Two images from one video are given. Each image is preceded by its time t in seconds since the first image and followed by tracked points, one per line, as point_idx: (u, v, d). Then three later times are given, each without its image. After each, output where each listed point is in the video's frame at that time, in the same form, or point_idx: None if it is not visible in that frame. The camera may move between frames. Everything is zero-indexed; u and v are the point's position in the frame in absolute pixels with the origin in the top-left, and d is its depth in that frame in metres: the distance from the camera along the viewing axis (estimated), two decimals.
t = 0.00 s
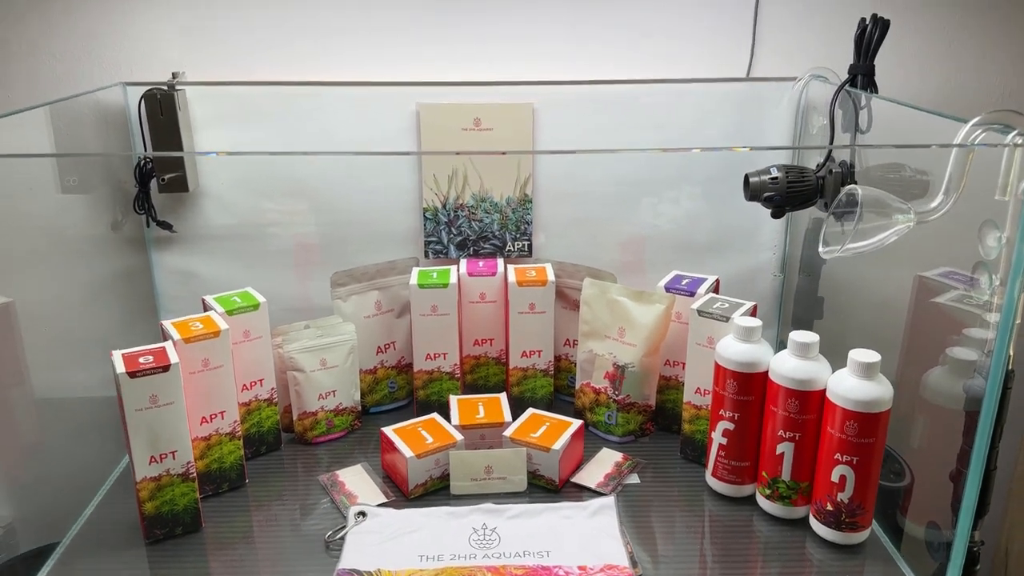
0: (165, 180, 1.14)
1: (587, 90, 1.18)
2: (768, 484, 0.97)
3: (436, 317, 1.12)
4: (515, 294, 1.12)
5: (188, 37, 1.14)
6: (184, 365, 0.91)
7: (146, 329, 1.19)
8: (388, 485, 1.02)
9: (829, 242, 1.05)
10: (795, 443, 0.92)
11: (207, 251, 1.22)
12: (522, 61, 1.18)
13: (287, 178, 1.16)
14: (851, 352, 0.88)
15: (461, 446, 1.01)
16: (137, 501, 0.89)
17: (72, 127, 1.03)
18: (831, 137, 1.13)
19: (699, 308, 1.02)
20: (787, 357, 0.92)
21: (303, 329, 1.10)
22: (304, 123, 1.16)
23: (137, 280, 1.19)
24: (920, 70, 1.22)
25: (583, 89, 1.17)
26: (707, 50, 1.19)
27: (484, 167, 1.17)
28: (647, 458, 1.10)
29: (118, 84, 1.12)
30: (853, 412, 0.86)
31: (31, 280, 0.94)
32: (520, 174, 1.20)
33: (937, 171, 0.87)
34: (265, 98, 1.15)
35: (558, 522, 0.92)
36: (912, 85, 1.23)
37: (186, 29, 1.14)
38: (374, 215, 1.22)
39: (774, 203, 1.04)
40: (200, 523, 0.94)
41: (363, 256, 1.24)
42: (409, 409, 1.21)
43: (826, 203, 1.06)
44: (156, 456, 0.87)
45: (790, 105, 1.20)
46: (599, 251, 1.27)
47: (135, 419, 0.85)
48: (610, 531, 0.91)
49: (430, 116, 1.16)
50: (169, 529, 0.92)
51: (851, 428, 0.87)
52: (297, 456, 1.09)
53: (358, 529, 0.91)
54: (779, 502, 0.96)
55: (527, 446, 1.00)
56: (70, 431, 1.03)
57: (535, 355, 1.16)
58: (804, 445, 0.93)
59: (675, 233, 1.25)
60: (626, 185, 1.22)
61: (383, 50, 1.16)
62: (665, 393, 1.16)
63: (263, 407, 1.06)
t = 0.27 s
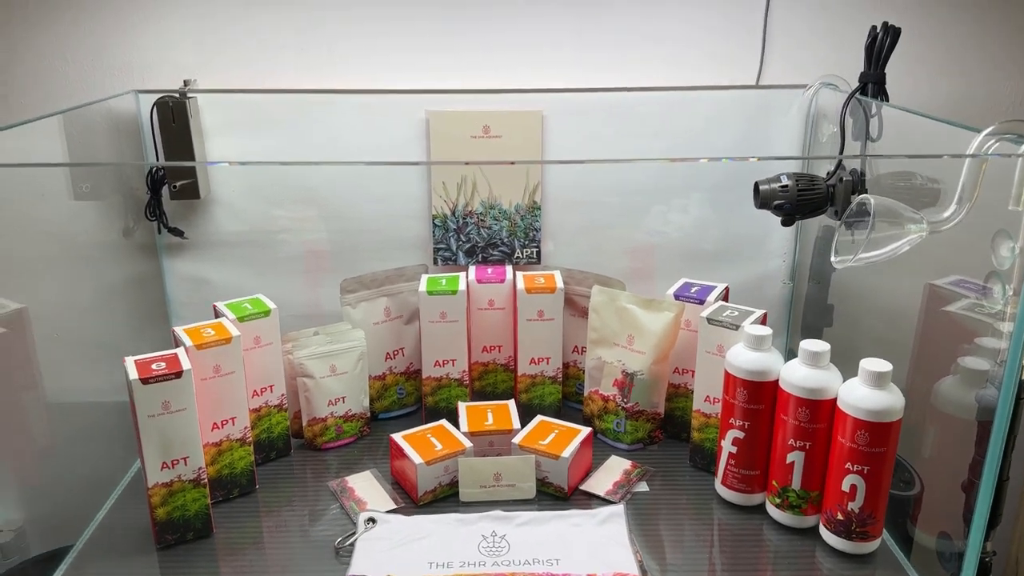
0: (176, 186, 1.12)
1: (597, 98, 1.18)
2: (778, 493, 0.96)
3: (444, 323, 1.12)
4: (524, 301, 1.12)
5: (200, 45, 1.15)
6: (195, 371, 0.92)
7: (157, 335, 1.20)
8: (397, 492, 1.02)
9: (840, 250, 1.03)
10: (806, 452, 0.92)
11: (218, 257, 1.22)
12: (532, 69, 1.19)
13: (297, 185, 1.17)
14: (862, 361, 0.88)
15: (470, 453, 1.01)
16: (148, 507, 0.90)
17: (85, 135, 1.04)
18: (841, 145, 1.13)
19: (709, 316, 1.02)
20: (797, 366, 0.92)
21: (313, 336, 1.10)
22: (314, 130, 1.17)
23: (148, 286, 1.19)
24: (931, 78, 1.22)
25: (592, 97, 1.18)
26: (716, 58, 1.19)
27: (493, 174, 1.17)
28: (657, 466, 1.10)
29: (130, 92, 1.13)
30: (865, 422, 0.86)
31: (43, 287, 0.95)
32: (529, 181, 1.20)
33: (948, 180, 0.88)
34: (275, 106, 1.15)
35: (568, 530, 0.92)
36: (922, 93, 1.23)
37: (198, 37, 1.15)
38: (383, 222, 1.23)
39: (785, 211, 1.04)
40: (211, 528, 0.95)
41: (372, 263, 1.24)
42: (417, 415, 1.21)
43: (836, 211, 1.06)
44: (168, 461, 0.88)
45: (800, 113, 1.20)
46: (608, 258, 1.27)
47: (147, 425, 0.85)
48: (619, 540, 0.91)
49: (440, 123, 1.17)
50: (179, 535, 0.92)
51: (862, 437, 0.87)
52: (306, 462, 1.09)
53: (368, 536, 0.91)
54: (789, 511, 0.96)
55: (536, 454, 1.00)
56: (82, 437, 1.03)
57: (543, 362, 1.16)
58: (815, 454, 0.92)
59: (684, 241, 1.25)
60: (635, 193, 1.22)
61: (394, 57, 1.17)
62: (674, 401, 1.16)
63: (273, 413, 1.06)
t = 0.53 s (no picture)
0: (189, 187, 1.13)
1: (608, 98, 1.17)
2: (791, 497, 0.96)
3: (454, 324, 1.12)
4: (534, 302, 1.12)
5: (212, 46, 1.16)
6: (207, 370, 0.92)
7: (168, 334, 1.20)
8: (406, 493, 1.02)
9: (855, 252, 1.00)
10: (819, 455, 0.91)
11: (229, 257, 1.23)
12: (543, 69, 1.18)
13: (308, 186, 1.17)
14: (876, 363, 0.87)
15: (480, 454, 1.00)
16: (159, 506, 0.90)
17: (98, 135, 1.05)
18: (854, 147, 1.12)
19: (721, 318, 1.02)
20: (810, 368, 0.91)
21: (323, 336, 1.11)
22: (326, 131, 1.17)
23: (160, 286, 1.20)
24: (946, 79, 1.21)
25: (604, 97, 1.17)
26: (729, 58, 1.19)
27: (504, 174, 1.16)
28: (667, 469, 1.10)
29: (143, 93, 1.14)
30: (879, 425, 0.85)
31: (56, 286, 0.95)
32: (540, 182, 1.20)
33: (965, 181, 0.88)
34: (285, 107, 1.16)
35: (578, 532, 0.91)
36: (937, 94, 1.22)
37: (210, 38, 1.15)
38: (393, 223, 1.23)
39: (798, 212, 1.03)
40: (222, 528, 0.95)
41: (382, 264, 1.24)
42: (427, 416, 1.21)
43: (851, 213, 1.04)
44: (179, 461, 0.88)
45: (813, 114, 1.19)
46: (618, 259, 1.26)
47: (158, 424, 0.85)
48: (630, 542, 0.90)
49: (450, 124, 1.17)
50: (190, 534, 0.92)
51: (876, 440, 0.86)
52: (316, 463, 1.09)
53: (378, 536, 0.91)
54: (801, 515, 0.95)
55: (546, 455, 1.00)
56: (93, 436, 1.04)
57: (553, 364, 1.15)
58: (828, 457, 0.92)
59: (695, 242, 1.25)
60: (646, 194, 1.21)
61: (406, 58, 1.17)
62: (684, 403, 1.15)
63: (283, 413, 1.06)
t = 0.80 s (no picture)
0: (196, 188, 1.13)
1: (615, 98, 1.17)
2: (800, 499, 0.95)
3: (461, 325, 1.12)
4: (541, 303, 1.11)
5: (219, 47, 1.16)
6: (214, 371, 0.92)
7: (175, 335, 1.20)
8: (413, 494, 1.01)
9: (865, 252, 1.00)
10: (828, 458, 0.91)
11: (236, 258, 1.23)
12: (550, 69, 1.18)
13: (315, 186, 1.17)
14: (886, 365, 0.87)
15: (487, 456, 1.00)
16: (165, 506, 0.90)
17: (105, 136, 1.05)
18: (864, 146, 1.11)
19: (729, 319, 1.01)
20: (820, 370, 0.90)
21: (330, 337, 1.10)
22: (333, 132, 1.17)
23: (167, 287, 1.20)
24: (957, 78, 1.20)
25: (611, 98, 1.17)
26: (737, 57, 1.18)
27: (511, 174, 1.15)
28: (675, 471, 1.09)
29: (151, 94, 1.14)
30: (888, 427, 0.84)
31: (63, 286, 0.95)
32: (548, 182, 1.19)
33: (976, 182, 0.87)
34: (291, 107, 1.16)
35: (585, 535, 0.91)
36: (948, 94, 1.21)
37: (217, 39, 1.15)
38: (400, 224, 1.23)
39: (807, 213, 1.02)
40: (228, 529, 0.95)
41: (389, 264, 1.24)
42: (434, 417, 1.21)
43: (861, 214, 1.04)
44: (185, 461, 0.88)
45: (822, 114, 1.18)
46: (626, 260, 1.26)
47: (164, 424, 0.85)
48: (637, 545, 0.90)
49: (457, 125, 1.17)
50: (196, 534, 0.92)
51: (886, 442, 0.85)
52: (322, 464, 1.09)
53: (384, 538, 0.90)
54: (810, 518, 0.95)
55: (553, 457, 0.99)
56: (102, 436, 1.04)
57: (560, 365, 1.15)
58: (837, 459, 0.91)
59: (704, 243, 1.24)
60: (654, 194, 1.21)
61: (413, 59, 1.17)
62: (693, 405, 1.14)
63: (290, 413, 1.06)
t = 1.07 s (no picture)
0: (201, 186, 1.13)
1: (620, 95, 1.17)
2: (806, 498, 0.94)
3: (467, 324, 1.12)
4: (547, 301, 1.11)
5: (224, 45, 1.16)
6: (218, 368, 0.92)
7: (181, 333, 1.21)
8: (417, 492, 1.01)
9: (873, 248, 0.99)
10: (834, 456, 0.90)
11: (241, 256, 1.23)
12: (556, 67, 1.18)
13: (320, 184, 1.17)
14: (893, 362, 0.86)
15: (492, 454, 1.00)
16: (170, 504, 0.90)
17: (110, 134, 1.05)
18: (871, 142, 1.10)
19: (735, 317, 1.00)
20: (826, 368, 0.90)
21: (335, 335, 1.10)
22: (338, 130, 1.17)
23: (172, 285, 1.20)
24: (966, 75, 1.19)
25: (617, 95, 1.16)
26: (744, 54, 1.17)
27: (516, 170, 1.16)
28: (681, 470, 1.08)
29: (156, 92, 1.15)
30: (895, 425, 0.84)
31: (69, 284, 0.96)
32: (552, 180, 1.20)
33: (984, 179, 0.87)
34: (294, 106, 1.16)
35: (590, 533, 0.90)
36: (957, 91, 1.20)
37: (222, 37, 1.16)
38: (406, 222, 1.22)
39: (814, 211, 1.01)
40: (232, 526, 0.95)
41: (394, 263, 1.24)
42: (438, 416, 1.21)
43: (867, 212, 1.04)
44: (189, 458, 0.88)
45: (829, 111, 1.18)
46: (632, 259, 1.25)
47: (168, 421, 0.85)
48: (641, 543, 0.89)
49: (461, 123, 1.16)
50: (200, 532, 0.92)
51: (892, 441, 0.84)
52: (327, 462, 1.09)
53: (388, 535, 0.90)
54: (816, 517, 0.94)
55: (557, 455, 0.99)
56: (107, 433, 1.05)
57: (565, 363, 1.14)
58: (844, 458, 0.90)
59: (709, 241, 1.23)
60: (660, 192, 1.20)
61: (418, 58, 1.17)
62: (698, 404, 1.14)
63: (295, 411, 1.06)
